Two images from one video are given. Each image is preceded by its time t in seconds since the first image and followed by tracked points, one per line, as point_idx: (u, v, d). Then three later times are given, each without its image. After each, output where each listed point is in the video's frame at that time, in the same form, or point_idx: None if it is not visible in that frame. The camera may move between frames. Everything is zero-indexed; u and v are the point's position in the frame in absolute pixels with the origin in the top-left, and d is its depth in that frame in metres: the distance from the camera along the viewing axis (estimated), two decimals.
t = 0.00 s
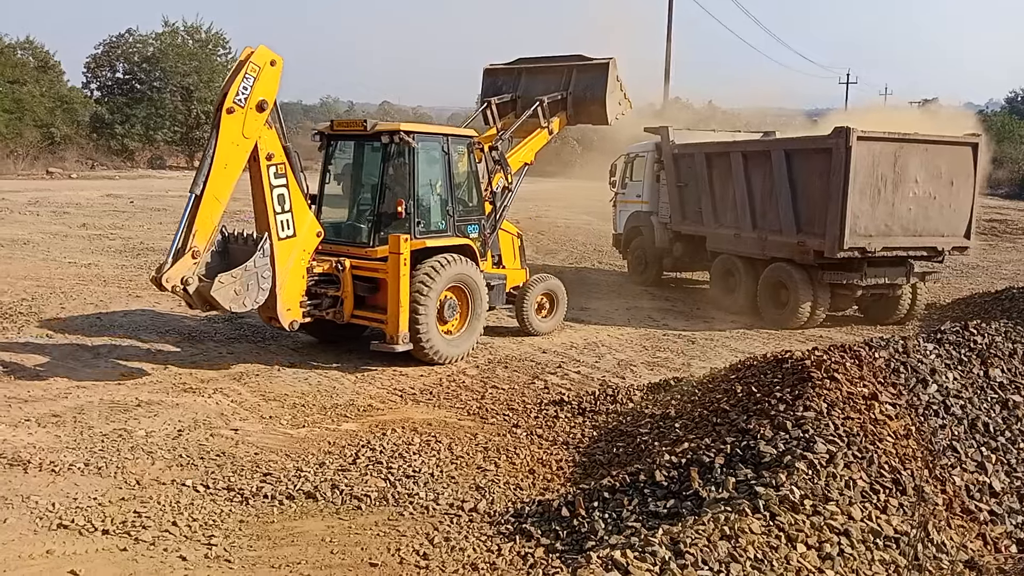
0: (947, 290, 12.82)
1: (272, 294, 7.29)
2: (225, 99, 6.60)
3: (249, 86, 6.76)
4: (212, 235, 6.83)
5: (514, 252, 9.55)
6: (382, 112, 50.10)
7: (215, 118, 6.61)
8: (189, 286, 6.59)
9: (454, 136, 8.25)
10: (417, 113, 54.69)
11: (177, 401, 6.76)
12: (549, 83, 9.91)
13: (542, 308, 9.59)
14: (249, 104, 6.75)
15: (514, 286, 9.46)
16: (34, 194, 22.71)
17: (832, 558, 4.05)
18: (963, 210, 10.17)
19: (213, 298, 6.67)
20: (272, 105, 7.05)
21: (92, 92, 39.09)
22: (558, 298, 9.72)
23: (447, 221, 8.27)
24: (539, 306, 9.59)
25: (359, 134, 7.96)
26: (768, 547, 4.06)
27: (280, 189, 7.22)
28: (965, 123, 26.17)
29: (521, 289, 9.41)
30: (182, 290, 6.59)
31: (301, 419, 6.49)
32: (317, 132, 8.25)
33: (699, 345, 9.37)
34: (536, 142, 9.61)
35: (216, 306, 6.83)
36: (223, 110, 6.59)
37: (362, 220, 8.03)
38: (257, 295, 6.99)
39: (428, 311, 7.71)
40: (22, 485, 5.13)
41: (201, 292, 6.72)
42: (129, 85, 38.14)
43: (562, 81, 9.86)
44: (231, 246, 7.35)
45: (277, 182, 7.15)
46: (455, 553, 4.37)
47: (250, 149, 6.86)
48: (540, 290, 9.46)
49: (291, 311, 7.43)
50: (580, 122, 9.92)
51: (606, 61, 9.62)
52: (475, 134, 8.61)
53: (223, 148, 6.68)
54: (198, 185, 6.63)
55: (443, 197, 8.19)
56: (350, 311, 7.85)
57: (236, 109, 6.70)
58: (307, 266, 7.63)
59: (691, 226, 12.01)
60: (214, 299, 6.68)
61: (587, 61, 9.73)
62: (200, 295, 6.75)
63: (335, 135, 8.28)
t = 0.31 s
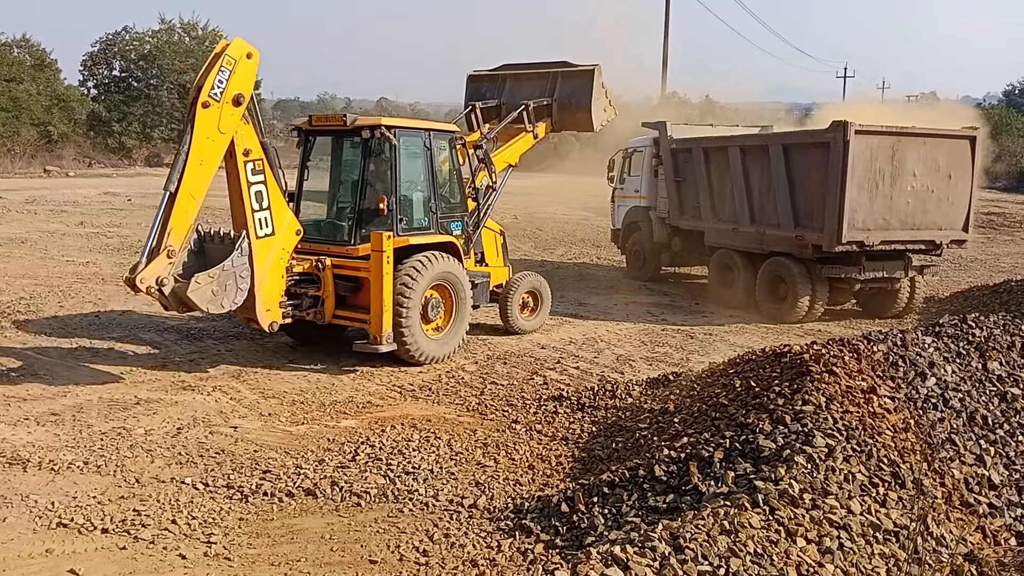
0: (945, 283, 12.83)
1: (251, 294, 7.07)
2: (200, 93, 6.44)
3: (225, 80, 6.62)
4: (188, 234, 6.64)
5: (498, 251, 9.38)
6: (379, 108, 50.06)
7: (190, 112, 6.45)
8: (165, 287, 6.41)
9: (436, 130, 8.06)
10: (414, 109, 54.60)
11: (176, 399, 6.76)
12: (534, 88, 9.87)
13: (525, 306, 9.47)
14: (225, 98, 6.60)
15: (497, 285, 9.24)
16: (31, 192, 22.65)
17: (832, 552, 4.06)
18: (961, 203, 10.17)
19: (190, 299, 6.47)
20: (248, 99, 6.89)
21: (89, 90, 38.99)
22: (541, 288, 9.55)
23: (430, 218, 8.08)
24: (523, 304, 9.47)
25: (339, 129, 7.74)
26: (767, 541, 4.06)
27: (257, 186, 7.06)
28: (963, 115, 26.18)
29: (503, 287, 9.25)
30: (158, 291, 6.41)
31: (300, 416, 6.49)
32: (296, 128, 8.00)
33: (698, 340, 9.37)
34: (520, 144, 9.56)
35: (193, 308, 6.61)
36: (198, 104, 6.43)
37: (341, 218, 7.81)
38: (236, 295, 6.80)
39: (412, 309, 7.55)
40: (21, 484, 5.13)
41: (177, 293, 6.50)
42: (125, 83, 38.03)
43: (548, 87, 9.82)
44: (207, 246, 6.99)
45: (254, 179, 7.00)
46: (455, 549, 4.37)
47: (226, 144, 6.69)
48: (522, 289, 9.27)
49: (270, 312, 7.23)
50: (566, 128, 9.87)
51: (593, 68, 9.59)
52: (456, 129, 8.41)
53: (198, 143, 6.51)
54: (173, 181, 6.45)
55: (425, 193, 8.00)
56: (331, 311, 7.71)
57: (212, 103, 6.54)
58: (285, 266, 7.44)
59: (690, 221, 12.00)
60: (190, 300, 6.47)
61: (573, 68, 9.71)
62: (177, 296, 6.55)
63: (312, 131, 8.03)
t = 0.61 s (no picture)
0: (944, 279, 12.83)
1: (229, 294, 6.89)
2: (174, 86, 6.28)
3: (200, 72, 6.45)
4: (163, 231, 6.51)
5: (483, 250, 9.22)
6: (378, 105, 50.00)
7: (164, 106, 6.29)
8: (139, 286, 6.32)
9: (419, 125, 7.91)
10: (413, 105, 54.56)
11: (176, 396, 6.76)
12: (520, 96, 9.83)
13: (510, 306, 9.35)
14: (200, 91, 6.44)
15: (480, 283, 9.11)
16: (29, 190, 22.60)
17: (831, 547, 4.06)
18: (960, 199, 10.17)
19: (166, 298, 6.36)
20: (226, 92, 6.72)
21: (88, 87, 38.93)
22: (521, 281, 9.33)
23: (413, 215, 7.90)
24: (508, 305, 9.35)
25: (320, 124, 7.58)
26: (767, 537, 4.06)
27: (234, 182, 6.87)
28: (962, 112, 26.18)
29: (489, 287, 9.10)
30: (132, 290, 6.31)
31: (300, 413, 6.49)
32: (274, 123, 7.81)
33: (698, 337, 9.37)
34: (507, 148, 9.40)
35: (170, 308, 6.49)
36: (172, 98, 6.28)
37: (322, 215, 7.64)
38: (213, 295, 6.65)
39: (396, 308, 7.36)
40: (21, 481, 5.13)
41: (151, 292, 6.41)
42: (124, 80, 37.96)
43: (534, 96, 9.75)
44: (181, 244, 6.88)
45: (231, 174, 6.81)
46: (455, 546, 4.37)
47: (203, 138, 6.53)
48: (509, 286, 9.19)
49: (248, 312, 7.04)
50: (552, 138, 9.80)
51: (578, 77, 9.56)
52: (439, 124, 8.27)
53: (172, 137, 6.35)
54: (147, 177, 6.30)
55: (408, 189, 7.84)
56: (312, 310, 7.52)
57: (187, 96, 6.38)
58: (265, 264, 7.24)
59: (689, 218, 12.01)
60: (165, 300, 6.35)
61: (559, 77, 9.66)
62: (152, 295, 6.44)
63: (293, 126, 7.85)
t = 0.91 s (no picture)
0: (940, 272, 12.85)
1: (203, 288, 6.67)
2: (146, 72, 6.07)
3: (174, 58, 6.25)
4: (135, 223, 6.23)
5: (463, 246, 9.15)
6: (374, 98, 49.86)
7: (136, 93, 6.08)
8: (109, 280, 6.01)
9: (400, 116, 7.77)
10: (409, 98, 54.44)
11: (171, 389, 6.75)
12: (505, 101, 9.78)
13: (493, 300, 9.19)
14: (173, 78, 6.23)
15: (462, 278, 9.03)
16: (22, 183, 22.50)
17: (827, 539, 4.07)
18: (956, 191, 10.17)
19: (138, 294, 6.04)
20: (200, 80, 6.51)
21: (82, 80, 38.76)
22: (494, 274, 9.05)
23: (393, 208, 7.77)
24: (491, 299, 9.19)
25: (298, 113, 7.38)
26: (763, 528, 4.07)
27: (209, 173, 6.67)
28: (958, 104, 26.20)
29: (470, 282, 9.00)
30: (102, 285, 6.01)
31: (296, 406, 6.49)
32: (250, 113, 7.62)
33: (694, 329, 9.38)
34: (491, 149, 9.32)
35: (142, 304, 6.18)
36: (144, 84, 6.07)
37: (300, 207, 7.47)
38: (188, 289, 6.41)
39: (377, 303, 7.22)
40: (16, 474, 5.12)
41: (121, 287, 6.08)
42: (118, 72, 37.78)
43: (521, 101, 9.71)
44: (154, 236, 6.56)
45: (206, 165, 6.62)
46: (452, 538, 4.38)
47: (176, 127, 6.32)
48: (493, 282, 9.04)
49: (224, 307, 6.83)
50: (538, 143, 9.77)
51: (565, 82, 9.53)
52: (421, 115, 8.13)
53: (145, 125, 6.13)
54: (118, 165, 6.05)
55: (388, 181, 7.70)
56: (289, 306, 7.35)
57: (160, 82, 6.17)
58: (241, 258, 7.03)
59: (684, 211, 12.02)
60: (137, 295, 6.03)
61: (544, 82, 9.62)
62: (123, 291, 6.12)
63: (269, 116, 7.64)
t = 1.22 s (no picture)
0: (943, 270, 12.83)
1: (186, 289, 6.44)
2: (127, 64, 5.79)
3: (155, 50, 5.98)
4: (115, 221, 5.98)
5: (450, 241, 8.94)
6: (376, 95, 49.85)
7: (116, 86, 5.80)
8: (90, 280, 5.79)
9: (386, 111, 7.63)
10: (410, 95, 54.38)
11: (174, 386, 6.76)
12: (493, 111, 9.87)
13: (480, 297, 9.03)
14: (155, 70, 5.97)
15: (450, 277, 8.89)
16: (25, 179, 22.50)
17: (829, 537, 4.07)
18: (959, 189, 10.15)
19: (119, 294, 5.83)
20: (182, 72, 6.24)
21: (84, 76, 38.76)
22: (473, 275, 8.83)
23: (380, 205, 7.62)
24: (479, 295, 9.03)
25: (282, 108, 7.16)
26: (765, 526, 4.07)
27: (192, 169, 6.43)
28: (962, 101, 26.15)
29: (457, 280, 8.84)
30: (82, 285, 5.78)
31: (298, 403, 6.49)
32: (232, 107, 7.42)
33: (696, 327, 9.37)
34: (479, 155, 9.19)
35: (124, 305, 5.98)
36: (126, 77, 5.80)
37: (283, 204, 7.27)
38: (171, 290, 6.17)
39: (364, 308, 7.06)
40: (19, 470, 5.13)
41: (102, 288, 5.86)
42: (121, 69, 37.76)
43: (508, 110, 9.78)
44: (136, 235, 6.41)
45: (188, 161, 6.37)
46: (454, 535, 4.38)
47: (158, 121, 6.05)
48: (476, 282, 8.83)
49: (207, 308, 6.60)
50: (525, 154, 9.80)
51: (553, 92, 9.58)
52: (407, 110, 7.98)
53: (126, 119, 5.85)
54: (98, 162, 5.80)
55: (374, 178, 7.55)
56: (275, 306, 7.14)
57: (141, 75, 5.89)
58: (224, 256, 6.81)
59: (687, 208, 12.01)
60: (118, 295, 5.83)
61: (532, 93, 9.68)
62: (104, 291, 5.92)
63: (251, 111, 7.42)
